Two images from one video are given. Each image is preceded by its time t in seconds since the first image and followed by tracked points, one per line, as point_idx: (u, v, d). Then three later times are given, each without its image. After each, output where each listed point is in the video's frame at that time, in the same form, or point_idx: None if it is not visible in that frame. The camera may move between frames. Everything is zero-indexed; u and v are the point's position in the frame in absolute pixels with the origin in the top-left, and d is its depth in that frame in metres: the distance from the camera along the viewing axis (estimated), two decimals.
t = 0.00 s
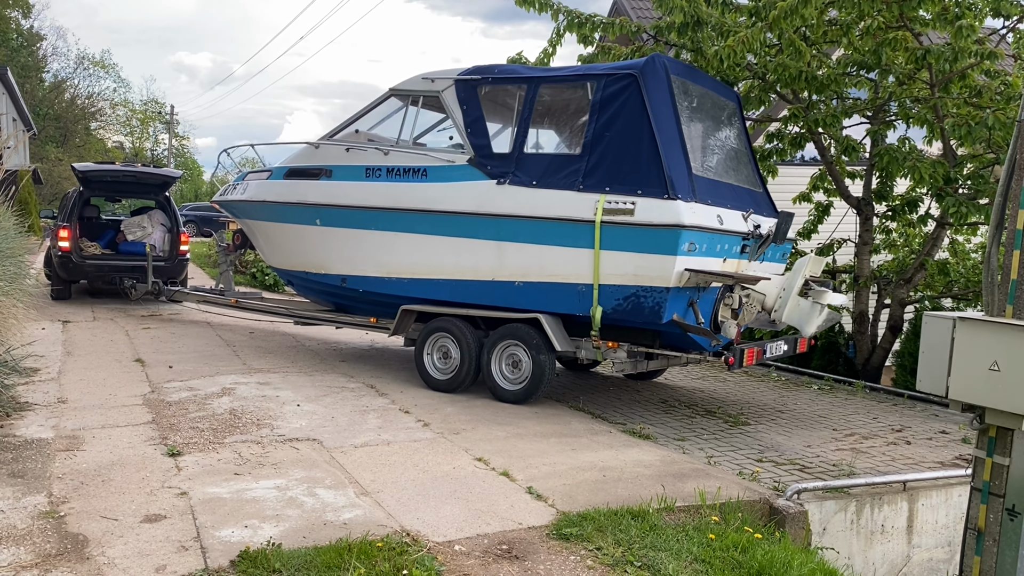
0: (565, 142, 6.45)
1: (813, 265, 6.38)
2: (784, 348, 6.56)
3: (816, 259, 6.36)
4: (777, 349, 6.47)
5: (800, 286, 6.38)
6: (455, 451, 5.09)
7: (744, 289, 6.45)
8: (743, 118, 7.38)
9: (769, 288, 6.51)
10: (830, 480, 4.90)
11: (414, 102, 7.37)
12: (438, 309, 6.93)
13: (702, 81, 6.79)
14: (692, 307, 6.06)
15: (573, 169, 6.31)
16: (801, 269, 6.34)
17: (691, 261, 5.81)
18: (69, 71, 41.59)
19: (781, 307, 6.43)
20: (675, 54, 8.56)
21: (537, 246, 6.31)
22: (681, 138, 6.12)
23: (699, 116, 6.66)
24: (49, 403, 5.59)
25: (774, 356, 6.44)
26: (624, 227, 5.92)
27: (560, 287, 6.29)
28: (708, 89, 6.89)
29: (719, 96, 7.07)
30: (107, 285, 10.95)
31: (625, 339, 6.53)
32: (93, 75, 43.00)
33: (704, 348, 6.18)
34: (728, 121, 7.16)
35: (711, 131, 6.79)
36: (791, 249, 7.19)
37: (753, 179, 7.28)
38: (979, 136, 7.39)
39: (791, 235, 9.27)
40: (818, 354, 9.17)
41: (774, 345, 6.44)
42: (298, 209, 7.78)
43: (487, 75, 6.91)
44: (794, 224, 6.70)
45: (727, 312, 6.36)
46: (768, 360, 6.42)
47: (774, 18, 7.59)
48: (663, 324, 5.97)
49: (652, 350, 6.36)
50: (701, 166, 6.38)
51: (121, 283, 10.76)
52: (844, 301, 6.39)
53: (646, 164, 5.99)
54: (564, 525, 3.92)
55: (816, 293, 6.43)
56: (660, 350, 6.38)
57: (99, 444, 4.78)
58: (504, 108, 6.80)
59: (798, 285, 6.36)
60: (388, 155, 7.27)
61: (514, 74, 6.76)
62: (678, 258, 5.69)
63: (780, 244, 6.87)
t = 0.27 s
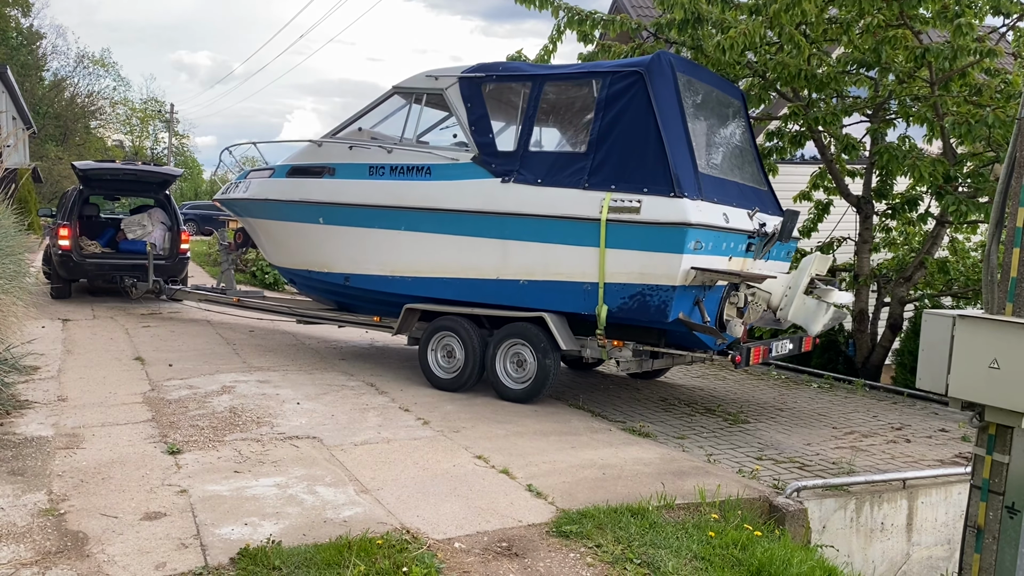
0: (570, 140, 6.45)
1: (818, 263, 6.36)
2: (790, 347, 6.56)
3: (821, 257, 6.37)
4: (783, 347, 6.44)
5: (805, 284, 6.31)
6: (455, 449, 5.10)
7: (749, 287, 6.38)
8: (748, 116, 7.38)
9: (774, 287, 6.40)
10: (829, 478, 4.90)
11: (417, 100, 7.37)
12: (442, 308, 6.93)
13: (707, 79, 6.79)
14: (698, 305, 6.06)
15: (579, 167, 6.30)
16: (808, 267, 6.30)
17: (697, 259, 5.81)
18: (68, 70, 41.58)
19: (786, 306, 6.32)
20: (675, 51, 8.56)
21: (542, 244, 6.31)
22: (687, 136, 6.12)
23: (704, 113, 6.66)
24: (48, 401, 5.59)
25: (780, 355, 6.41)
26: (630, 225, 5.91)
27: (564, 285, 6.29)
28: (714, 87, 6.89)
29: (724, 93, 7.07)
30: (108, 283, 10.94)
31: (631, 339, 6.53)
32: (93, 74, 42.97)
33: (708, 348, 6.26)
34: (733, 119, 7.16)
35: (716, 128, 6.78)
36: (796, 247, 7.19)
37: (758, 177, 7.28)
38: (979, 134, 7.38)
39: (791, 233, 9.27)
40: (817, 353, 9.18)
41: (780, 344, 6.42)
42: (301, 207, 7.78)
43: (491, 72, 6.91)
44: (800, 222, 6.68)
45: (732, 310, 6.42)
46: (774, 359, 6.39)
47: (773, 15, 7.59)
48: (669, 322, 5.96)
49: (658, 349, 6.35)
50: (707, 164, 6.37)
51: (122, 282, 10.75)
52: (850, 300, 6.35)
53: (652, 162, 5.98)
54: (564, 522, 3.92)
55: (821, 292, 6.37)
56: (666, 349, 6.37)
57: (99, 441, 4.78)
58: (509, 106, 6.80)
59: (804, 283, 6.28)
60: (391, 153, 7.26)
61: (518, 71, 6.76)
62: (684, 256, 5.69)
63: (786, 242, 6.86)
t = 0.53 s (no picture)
0: (575, 138, 6.45)
1: (825, 261, 6.31)
2: (795, 346, 6.57)
3: (828, 255, 6.31)
4: (789, 347, 6.48)
5: (812, 283, 6.29)
6: (453, 448, 5.10)
7: (755, 286, 6.43)
8: (753, 115, 7.38)
9: (781, 286, 6.45)
10: (827, 476, 4.91)
11: (421, 98, 7.36)
12: (446, 307, 6.94)
13: (713, 77, 6.79)
14: (704, 304, 6.07)
15: (584, 165, 6.31)
16: (815, 266, 6.24)
17: (704, 258, 5.81)
18: (67, 68, 41.55)
19: (793, 304, 6.35)
20: (674, 49, 8.56)
21: (548, 243, 6.31)
22: (693, 134, 6.12)
23: (710, 112, 6.66)
24: (47, 400, 5.59)
25: (785, 354, 6.44)
26: (636, 224, 5.92)
27: (569, 284, 6.30)
28: (719, 85, 6.88)
29: (729, 91, 7.07)
30: (108, 282, 10.94)
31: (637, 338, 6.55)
32: (91, 72, 42.92)
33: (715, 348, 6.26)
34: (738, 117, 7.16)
35: (721, 127, 6.78)
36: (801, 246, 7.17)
37: (763, 175, 7.29)
38: (977, 132, 7.39)
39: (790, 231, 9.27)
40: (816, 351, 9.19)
41: (786, 343, 6.44)
42: (304, 206, 7.77)
43: (496, 70, 6.91)
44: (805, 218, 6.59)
45: (738, 309, 6.42)
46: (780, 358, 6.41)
47: (773, 12, 7.61)
48: (676, 321, 5.97)
49: (664, 348, 6.38)
50: (713, 163, 6.38)
51: (122, 281, 10.74)
52: (856, 298, 6.33)
53: (657, 160, 5.99)
54: (562, 521, 3.92)
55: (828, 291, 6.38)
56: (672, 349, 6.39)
57: (97, 440, 4.78)
58: (514, 104, 6.80)
59: (811, 282, 6.27)
60: (395, 151, 7.25)
61: (523, 69, 6.76)
62: (691, 255, 5.69)
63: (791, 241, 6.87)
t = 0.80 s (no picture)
0: (580, 137, 6.46)
1: (832, 262, 6.38)
2: (800, 345, 6.57)
3: (835, 255, 6.37)
4: (795, 346, 6.47)
5: (818, 282, 6.31)
6: (452, 446, 5.11)
7: (760, 286, 6.41)
8: (757, 113, 7.38)
9: (786, 285, 6.43)
10: (825, 474, 4.92)
11: (424, 97, 7.36)
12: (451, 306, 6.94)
13: (719, 76, 6.79)
14: (711, 303, 6.07)
15: (590, 164, 6.31)
16: (820, 265, 6.30)
17: (710, 257, 5.81)
18: (65, 66, 41.51)
19: (799, 303, 6.35)
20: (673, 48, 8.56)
21: (553, 242, 6.31)
22: (699, 132, 6.12)
23: (715, 110, 6.66)
24: (45, 398, 5.59)
25: (791, 353, 6.42)
26: (642, 223, 5.92)
27: (573, 283, 6.30)
28: (724, 83, 6.88)
29: (734, 89, 7.07)
30: (108, 282, 10.94)
31: (642, 337, 6.55)
32: (90, 70, 42.88)
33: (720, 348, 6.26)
34: (743, 115, 7.16)
35: (726, 125, 6.78)
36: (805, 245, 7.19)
37: (767, 173, 7.29)
38: (975, 131, 7.40)
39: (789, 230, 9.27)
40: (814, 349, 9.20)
41: (792, 342, 6.44)
42: (307, 205, 7.77)
43: (500, 69, 6.91)
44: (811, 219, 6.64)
45: (744, 308, 6.39)
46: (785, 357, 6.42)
47: (772, 12, 7.62)
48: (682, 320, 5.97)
49: (670, 347, 6.39)
50: (719, 161, 6.38)
51: (121, 280, 10.73)
52: (863, 297, 6.27)
53: (663, 158, 5.99)
54: (560, 519, 3.93)
55: (834, 290, 6.30)
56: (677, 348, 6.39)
57: (96, 439, 4.79)
58: (519, 102, 6.80)
59: (817, 281, 6.28)
60: (398, 150, 7.25)
61: (529, 68, 6.76)
62: (698, 254, 5.69)
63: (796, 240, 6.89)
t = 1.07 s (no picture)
0: (583, 135, 6.46)
1: (835, 260, 6.45)
2: (805, 343, 6.59)
3: (838, 253, 6.41)
4: (798, 344, 6.49)
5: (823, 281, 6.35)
6: (451, 445, 5.11)
7: (764, 284, 6.34)
8: (760, 112, 7.38)
9: (790, 283, 6.39)
10: (823, 472, 4.93)
11: (426, 95, 7.37)
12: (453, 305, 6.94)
13: (722, 73, 6.78)
14: (715, 302, 6.08)
15: (593, 162, 6.31)
16: (823, 264, 6.33)
17: (714, 255, 5.83)
18: (62, 66, 41.45)
19: (804, 301, 6.37)
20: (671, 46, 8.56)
21: (557, 241, 6.32)
22: (703, 131, 6.12)
23: (718, 108, 6.66)
24: (43, 398, 5.59)
25: (795, 352, 6.46)
26: (646, 222, 5.93)
27: (576, 282, 6.30)
28: (727, 81, 6.88)
29: (737, 87, 7.07)
30: (106, 281, 10.92)
31: (646, 335, 6.56)
32: (87, 69, 42.81)
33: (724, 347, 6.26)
34: (746, 113, 7.16)
35: (729, 123, 6.78)
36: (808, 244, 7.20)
37: (771, 171, 7.29)
38: (973, 129, 7.41)
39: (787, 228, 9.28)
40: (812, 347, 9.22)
41: (796, 341, 6.48)
42: (308, 204, 7.76)
43: (503, 67, 6.90)
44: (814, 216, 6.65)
45: (746, 307, 6.38)
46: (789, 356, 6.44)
47: (769, 11, 7.63)
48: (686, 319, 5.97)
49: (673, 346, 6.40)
50: (723, 159, 6.38)
51: (120, 279, 10.71)
52: (866, 296, 6.33)
53: (667, 157, 5.99)
54: (558, 517, 3.93)
55: (839, 289, 6.35)
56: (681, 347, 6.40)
57: (94, 438, 4.79)
58: (522, 101, 6.79)
59: (821, 280, 6.31)
60: (401, 149, 7.25)
61: (532, 66, 6.76)
62: (702, 253, 5.70)
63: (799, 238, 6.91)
